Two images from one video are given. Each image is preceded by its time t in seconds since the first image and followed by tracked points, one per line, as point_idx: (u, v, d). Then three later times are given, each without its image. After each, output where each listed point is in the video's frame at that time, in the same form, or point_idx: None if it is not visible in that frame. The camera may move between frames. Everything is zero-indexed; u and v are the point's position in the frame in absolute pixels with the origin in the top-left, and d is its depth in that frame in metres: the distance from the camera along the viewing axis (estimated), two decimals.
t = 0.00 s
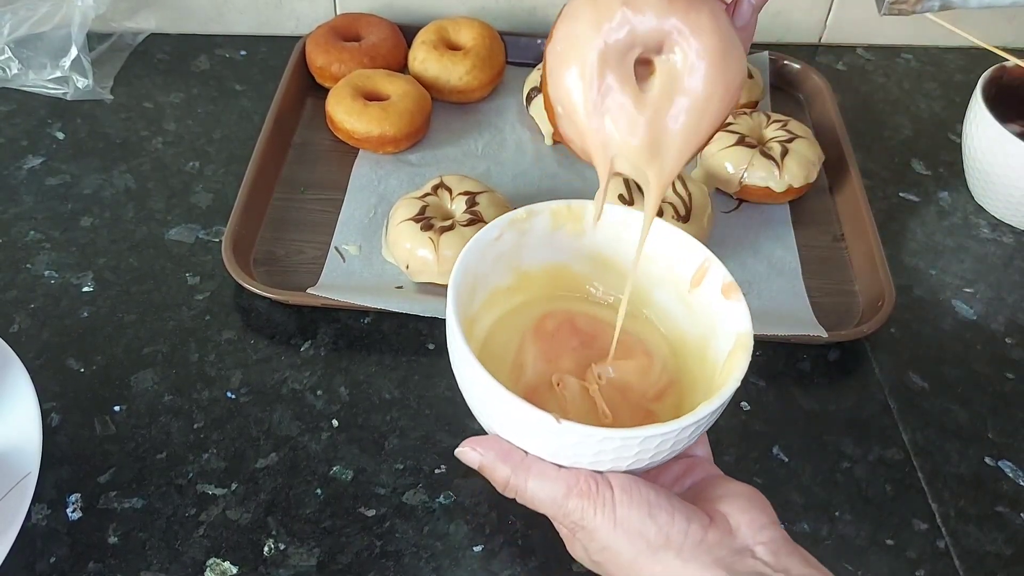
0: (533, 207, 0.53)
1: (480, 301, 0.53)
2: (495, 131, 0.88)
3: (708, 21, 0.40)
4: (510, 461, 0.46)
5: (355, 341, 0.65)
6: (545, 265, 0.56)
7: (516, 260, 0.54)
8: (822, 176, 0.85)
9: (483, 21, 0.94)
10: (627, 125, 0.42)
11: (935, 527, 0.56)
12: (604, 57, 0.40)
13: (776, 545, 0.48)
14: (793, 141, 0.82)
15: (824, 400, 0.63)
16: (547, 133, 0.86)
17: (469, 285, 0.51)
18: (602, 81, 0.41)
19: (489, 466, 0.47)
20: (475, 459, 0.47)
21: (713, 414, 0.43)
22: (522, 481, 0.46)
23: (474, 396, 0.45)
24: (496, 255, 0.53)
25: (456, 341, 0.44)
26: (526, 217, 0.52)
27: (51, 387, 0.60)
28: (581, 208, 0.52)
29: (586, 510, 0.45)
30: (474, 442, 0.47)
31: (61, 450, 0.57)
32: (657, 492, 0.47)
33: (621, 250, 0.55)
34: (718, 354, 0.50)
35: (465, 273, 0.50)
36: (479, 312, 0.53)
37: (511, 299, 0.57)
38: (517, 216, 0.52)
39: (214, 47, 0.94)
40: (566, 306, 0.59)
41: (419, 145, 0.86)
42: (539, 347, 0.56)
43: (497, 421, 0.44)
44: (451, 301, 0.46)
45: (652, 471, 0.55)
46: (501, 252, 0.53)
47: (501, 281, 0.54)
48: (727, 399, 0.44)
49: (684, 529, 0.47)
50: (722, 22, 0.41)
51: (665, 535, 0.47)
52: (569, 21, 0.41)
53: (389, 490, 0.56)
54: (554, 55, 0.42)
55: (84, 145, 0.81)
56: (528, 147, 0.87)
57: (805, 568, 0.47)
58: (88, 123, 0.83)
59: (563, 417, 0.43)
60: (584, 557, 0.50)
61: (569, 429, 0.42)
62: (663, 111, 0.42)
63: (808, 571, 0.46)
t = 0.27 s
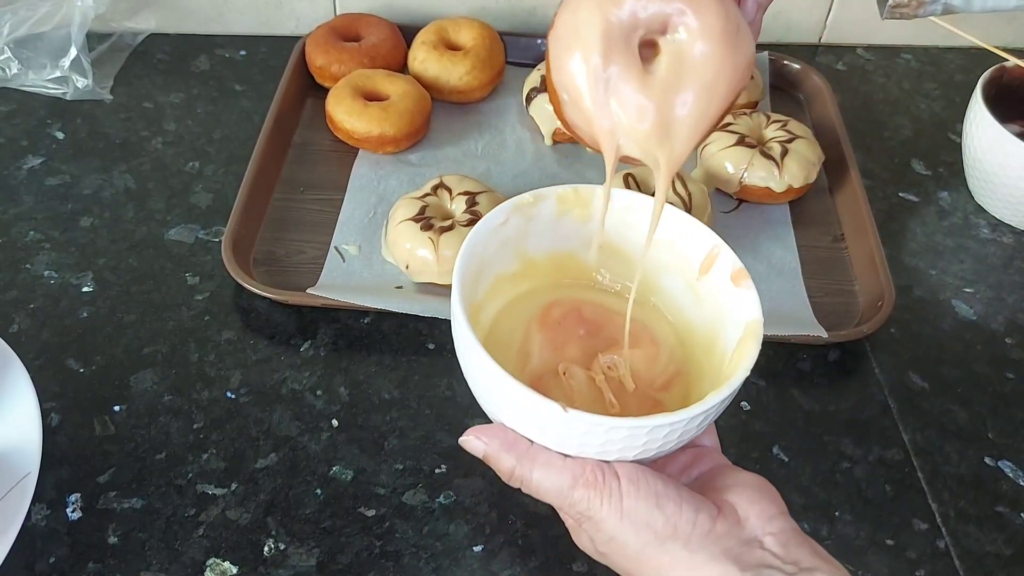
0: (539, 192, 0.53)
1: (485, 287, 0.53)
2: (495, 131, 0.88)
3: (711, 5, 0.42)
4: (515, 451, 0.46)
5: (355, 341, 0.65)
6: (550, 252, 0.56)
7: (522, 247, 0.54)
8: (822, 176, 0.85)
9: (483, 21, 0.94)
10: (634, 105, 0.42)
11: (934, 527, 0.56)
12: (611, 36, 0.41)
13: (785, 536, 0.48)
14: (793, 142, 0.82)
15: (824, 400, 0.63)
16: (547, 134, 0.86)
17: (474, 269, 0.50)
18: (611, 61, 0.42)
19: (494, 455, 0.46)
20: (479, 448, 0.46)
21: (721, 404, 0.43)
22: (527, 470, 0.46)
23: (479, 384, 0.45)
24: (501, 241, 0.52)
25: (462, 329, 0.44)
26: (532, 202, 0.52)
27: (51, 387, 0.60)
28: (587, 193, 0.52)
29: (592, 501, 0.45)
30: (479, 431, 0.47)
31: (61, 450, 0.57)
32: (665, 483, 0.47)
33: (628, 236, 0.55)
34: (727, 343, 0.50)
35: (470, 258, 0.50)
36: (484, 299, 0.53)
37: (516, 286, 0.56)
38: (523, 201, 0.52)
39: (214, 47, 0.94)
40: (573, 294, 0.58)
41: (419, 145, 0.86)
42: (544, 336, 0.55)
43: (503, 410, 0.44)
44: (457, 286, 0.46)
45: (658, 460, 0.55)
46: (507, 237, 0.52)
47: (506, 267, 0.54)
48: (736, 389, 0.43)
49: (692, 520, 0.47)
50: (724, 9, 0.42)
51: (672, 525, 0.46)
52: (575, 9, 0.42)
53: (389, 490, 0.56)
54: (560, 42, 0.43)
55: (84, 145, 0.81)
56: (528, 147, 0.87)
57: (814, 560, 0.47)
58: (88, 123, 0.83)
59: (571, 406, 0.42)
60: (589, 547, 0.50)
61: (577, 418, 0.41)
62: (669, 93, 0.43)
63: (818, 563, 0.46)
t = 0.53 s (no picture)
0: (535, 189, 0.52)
1: (480, 284, 0.53)
2: (495, 131, 0.88)
3: (703, 23, 0.40)
4: (511, 449, 0.45)
5: (354, 341, 0.65)
6: (545, 249, 0.56)
7: (517, 243, 0.54)
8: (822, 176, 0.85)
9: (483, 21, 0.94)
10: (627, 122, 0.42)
11: (934, 528, 0.56)
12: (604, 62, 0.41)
13: (784, 533, 0.47)
14: (793, 142, 0.82)
15: (823, 400, 0.63)
16: (547, 134, 0.86)
17: (469, 266, 0.50)
18: (602, 87, 0.41)
19: (489, 453, 0.46)
20: (474, 447, 0.46)
21: (718, 400, 0.43)
22: (523, 469, 0.45)
23: (474, 381, 0.44)
24: (497, 237, 0.52)
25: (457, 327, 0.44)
26: (527, 198, 0.52)
27: (51, 387, 0.60)
28: (582, 189, 0.52)
29: (589, 498, 0.45)
30: (474, 429, 0.46)
31: (61, 450, 0.57)
32: (662, 480, 0.47)
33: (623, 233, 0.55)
34: (723, 339, 0.50)
35: (464, 253, 0.50)
36: (479, 296, 0.53)
37: (511, 284, 0.56)
38: (517, 198, 0.51)
39: (214, 47, 0.94)
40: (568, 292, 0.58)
41: (419, 146, 0.86)
42: (540, 333, 0.55)
43: (499, 408, 0.44)
44: (451, 281, 0.46)
45: (656, 458, 0.55)
46: (501, 233, 0.52)
47: (501, 264, 0.54)
48: (732, 385, 0.43)
49: (690, 517, 0.47)
50: (718, 25, 0.41)
51: (670, 522, 0.46)
52: (566, 33, 0.41)
53: (389, 490, 0.56)
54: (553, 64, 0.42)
55: (84, 145, 0.81)
56: (528, 147, 0.87)
57: (813, 557, 0.46)
58: (88, 123, 0.83)
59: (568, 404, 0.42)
60: (587, 547, 0.50)
61: (575, 416, 0.41)
62: (661, 111, 0.42)
63: (816, 560, 0.46)
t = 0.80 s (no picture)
0: (530, 186, 0.53)
1: (476, 280, 0.53)
2: (495, 131, 0.88)
3: (691, 51, 0.40)
4: (508, 445, 0.45)
5: (354, 341, 0.65)
6: (541, 246, 0.56)
7: (514, 240, 0.54)
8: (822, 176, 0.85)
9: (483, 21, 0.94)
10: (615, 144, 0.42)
11: (934, 527, 0.56)
12: (591, 88, 0.40)
13: (783, 530, 0.47)
14: (793, 141, 0.82)
15: (823, 400, 0.63)
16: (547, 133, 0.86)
17: (465, 261, 0.50)
18: (589, 111, 0.41)
19: (487, 450, 0.46)
20: (471, 443, 0.46)
21: (717, 396, 0.43)
22: (520, 465, 0.45)
23: (472, 378, 0.44)
24: (493, 233, 0.52)
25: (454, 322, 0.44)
26: (522, 194, 0.52)
27: (50, 387, 0.60)
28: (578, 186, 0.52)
29: (587, 495, 0.45)
30: (471, 426, 0.46)
31: (61, 450, 0.57)
32: (661, 477, 0.47)
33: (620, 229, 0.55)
34: (721, 335, 0.50)
35: (461, 248, 0.50)
36: (476, 292, 0.53)
37: (507, 281, 0.56)
38: (513, 194, 0.52)
39: (214, 47, 0.94)
40: (565, 289, 0.58)
41: (419, 146, 0.86)
42: (537, 330, 0.55)
43: (496, 404, 0.44)
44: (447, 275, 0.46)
45: (655, 456, 0.55)
46: (498, 229, 0.52)
47: (498, 260, 0.54)
48: (732, 380, 0.43)
49: (689, 514, 0.47)
50: (707, 52, 0.41)
51: (669, 518, 0.46)
52: (555, 54, 0.41)
53: (389, 490, 0.56)
54: (542, 84, 0.42)
55: (83, 145, 0.81)
56: (528, 147, 0.87)
57: (813, 555, 0.46)
58: (88, 123, 0.83)
59: (566, 400, 0.42)
60: (585, 545, 0.50)
61: (573, 412, 0.41)
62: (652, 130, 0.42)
63: (817, 558, 0.46)
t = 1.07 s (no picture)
0: (524, 185, 0.53)
1: (471, 281, 0.53)
2: (495, 131, 0.88)
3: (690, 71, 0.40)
4: (504, 447, 0.45)
5: (354, 341, 0.65)
6: (537, 246, 0.56)
7: (508, 240, 0.54)
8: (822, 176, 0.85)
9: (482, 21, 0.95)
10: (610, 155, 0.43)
11: (934, 527, 0.56)
12: (588, 101, 0.41)
13: (783, 528, 0.47)
14: (793, 141, 0.82)
15: (823, 400, 0.63)
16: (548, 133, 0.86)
17: (460, 262, 0.50)
18: (586, 122, 0.41)
19: (483, 452, 0.46)
20: (467, 446, 0.46)
21: (715, 395, 0.43)
22: (517, 467, 0.45)
23: (467, 380, 0.44)
24: (487, 233, 0.52)
25: (449, 324, 0.44)
26: (516, 194, 0.52)
27: (51, 387, 0.60)
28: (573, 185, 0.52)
29: (585, 496, 0.45)
30: (467, 428, 0.46)
31: (61, 450, 0.57)
32: (659, 478, 0.47)
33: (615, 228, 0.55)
34: (718, 334, 0.50)
35: (456, 247, 0.50)
36: (471, 292, 0.53)
37: (503, 281, 0.56)
38: (507, 193, 0.52)
39: (214, 47, 0.94)
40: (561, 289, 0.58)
41: (419, 146, 0.86)
42: (532, 330, 0.55)
43: (493, 406, 0.44)
44: (442, 275, 0.46)
45: (652, 455, 0.55)
46: (493, 229, 0.52)
47: (493, 261, 0.54)
48: (729, 379, 0.43)
49: (688, 514, 0.47)
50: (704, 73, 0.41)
51: (667, 519, 0.46)
52: (555, 64, 0.41)
53: (389, 490, 0.56)
54: (541, 93, 0.42)
55: (84, 145, 0.81)
56: (528, 147, 0.87)
57: (814, 554, 0.46)
58: (88, 123, 0.83)
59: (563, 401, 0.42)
60: (583, 546, 0.50)
61: (571, 413, 0.41)
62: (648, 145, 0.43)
63: (817, 557, 0.46)
